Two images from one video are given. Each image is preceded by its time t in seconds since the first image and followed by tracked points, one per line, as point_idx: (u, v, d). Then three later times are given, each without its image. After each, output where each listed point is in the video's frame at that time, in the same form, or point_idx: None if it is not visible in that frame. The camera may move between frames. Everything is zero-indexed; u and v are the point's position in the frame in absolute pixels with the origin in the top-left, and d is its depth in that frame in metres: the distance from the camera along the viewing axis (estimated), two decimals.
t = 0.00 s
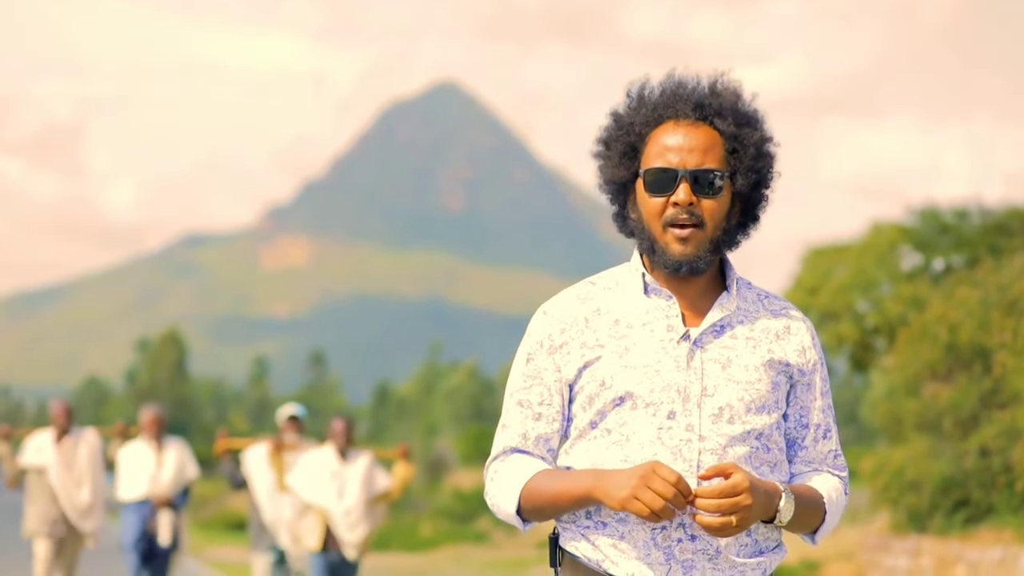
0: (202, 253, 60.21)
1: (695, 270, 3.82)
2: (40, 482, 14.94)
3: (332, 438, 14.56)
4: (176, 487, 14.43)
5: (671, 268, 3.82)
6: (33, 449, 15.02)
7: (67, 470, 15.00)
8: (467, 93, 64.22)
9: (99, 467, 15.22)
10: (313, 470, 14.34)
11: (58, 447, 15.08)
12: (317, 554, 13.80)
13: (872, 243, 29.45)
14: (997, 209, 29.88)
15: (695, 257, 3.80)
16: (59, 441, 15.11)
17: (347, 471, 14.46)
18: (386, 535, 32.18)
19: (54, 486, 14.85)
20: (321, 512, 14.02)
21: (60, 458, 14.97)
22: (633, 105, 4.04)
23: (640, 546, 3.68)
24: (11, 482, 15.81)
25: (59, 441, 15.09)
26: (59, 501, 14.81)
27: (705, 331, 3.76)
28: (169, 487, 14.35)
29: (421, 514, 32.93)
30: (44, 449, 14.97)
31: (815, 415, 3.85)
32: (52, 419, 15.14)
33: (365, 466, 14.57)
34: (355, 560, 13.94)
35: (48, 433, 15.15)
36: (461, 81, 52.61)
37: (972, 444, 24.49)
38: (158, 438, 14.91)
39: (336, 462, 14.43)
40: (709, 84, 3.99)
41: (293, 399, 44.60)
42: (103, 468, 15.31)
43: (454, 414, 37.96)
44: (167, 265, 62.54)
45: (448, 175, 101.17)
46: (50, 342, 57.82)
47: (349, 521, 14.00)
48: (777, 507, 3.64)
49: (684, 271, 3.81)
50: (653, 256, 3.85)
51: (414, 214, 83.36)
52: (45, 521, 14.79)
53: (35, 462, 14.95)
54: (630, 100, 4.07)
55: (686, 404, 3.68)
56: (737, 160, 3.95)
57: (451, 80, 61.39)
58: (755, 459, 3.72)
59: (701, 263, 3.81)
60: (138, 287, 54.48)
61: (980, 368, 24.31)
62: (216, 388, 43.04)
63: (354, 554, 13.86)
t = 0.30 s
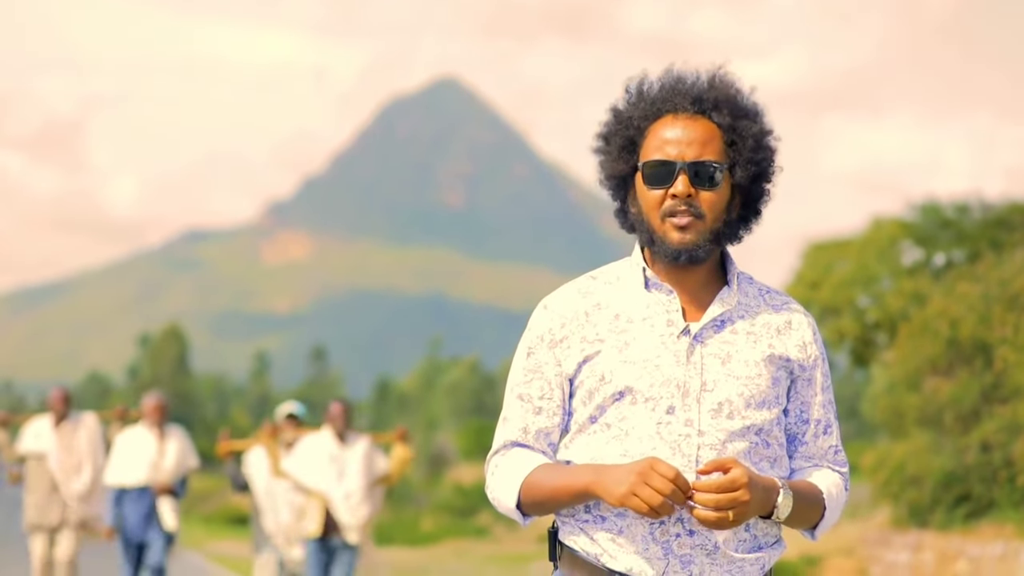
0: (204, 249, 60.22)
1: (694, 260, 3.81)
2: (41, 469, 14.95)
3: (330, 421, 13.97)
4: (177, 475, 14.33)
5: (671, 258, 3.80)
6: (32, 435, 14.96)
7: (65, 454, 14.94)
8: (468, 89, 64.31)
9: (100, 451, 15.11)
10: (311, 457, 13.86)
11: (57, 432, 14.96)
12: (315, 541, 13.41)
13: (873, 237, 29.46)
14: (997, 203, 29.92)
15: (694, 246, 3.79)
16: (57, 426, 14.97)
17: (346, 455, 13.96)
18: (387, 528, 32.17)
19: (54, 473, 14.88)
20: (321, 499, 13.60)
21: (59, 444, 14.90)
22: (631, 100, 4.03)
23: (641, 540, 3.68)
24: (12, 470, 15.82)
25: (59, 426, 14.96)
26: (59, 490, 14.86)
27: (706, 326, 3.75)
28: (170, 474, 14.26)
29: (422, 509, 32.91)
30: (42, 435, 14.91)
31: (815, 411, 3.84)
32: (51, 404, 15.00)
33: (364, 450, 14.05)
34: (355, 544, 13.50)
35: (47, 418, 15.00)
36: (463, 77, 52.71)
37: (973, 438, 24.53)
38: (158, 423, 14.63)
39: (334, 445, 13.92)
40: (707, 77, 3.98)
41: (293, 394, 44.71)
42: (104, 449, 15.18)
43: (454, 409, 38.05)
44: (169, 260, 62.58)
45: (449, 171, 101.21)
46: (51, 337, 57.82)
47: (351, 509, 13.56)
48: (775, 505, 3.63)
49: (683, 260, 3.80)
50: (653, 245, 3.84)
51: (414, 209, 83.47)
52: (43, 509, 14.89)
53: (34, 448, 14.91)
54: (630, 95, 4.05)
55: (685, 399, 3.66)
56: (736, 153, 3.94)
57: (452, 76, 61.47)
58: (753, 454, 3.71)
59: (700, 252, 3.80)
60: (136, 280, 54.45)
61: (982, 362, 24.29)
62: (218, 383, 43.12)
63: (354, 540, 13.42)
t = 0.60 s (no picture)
0: (207, 245, 60.39)
1: (683, 257, 3.86)
2: (41, 475, 14.59)
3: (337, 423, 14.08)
4: (184, 477, 14.05)
5: (660, 255, 3.86)
6: (34, 440, 14.58)
7: (69, 462, 14.60)
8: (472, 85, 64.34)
9: (103, 460, 14.78)
10: (315, 457, 13.94)
11: (60, 440, 14.61)
12: (317, 548, 13.39)
13: (874, 233, 29.50)
14: (999, 199, 29.99)
15: (679, 245, 3.85)
16: (61, 433, 14.63)
17: (351, 461, 14.10)
18: (393, 524, 32.32)
19: (55, 480, 14.49)
20: (325, 502, 13.63)
21: (61, 450, 14.55)
22: (642, 96, 4.11)
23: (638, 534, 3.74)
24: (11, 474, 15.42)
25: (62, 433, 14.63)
26: (60, 497, 14.47)
27: (706, 323, 3.82)
28: (177, 476, 13.97)
29: (427, 506, 33.02)
30: (45, 440, 14.54)
31: (815, 411, 3.91)
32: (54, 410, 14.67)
33: (369, 458, 14.20)
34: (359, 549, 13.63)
35: (49, 424, 14.67)
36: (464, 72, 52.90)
37: (976, 434, 24.41)
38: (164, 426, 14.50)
39: (340, 448, 14.06)
40: (712, 73, 4.09)
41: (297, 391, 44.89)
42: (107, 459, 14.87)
43: (458, 405, 38.23)
44: (172, 256, 62.77)
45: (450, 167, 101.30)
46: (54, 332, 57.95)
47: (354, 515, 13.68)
48: (773, 501, 3.70)
49: (666, 257, 3.86)
50: (648, 241, 3.91)
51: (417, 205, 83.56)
52: (40, 519, 14.43)
53: (36, 454, 14.54)
54: (640, 91, 4.13)
55: (684, 394, 3.73)
56: (733, 149, 4.00)
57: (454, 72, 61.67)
58: (752, 451, 3.78)
59: (687, 252, 3.85)
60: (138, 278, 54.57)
61: (984, 358, 24.38)
62: (222, 379, 43.30)
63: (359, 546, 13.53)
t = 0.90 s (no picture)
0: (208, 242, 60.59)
1: (683, 260, 3.88)
2: (38, 460, 13.22)
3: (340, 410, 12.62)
4: (190, 472, 13.12)
5: (661, 258, 3.88)
6: (30, 423, 13.24)
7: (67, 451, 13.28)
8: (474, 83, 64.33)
9: (103, 452, 13.49)
10: (315, 447, 12.39)
11: (59, 425, 13.31)
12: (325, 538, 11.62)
13: (877, 230, 29.52)
14: (1002, 196, 30.02)
15: (682, 248, 3.86)
16: (60, 418, 13.34)
17: (354, 447, 12.51)
18: (397, 520, 32.43)
19: (53, 464, 13.14)
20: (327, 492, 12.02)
21: (60, 435, 13.24)
22: (636, 94, 4.13)
23: (637, 531, 3.74)
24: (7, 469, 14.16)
25: (60, 418, 13.34)
26: (58, 480, 13.07)
27: (706, 319, 3.82)
28: (182, 471, 13.03)
29: (430, 503, 33.13)
30: (42, 424, 13.22)
31: (812, 409, 3.92)
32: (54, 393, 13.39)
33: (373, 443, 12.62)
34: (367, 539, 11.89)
35: (47, 408, 13.38)
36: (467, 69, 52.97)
37: (978, 430, 24.42)
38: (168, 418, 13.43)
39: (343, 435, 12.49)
40: (707, 69, 4.09)
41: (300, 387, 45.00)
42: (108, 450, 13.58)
43: (461, 403, 38.37)
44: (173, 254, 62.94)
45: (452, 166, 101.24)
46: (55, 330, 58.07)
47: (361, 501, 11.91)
48: (772, 499, 3.71)
49: (671, 261, 3.87)
50: (649, 242, 3.92)
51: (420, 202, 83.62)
52: (40, 500, 13.01)
53: (33, 438, 13.20)
54: (632, 88, 4.15)
55: (683, 391, 3.74)
56: (729, 150, 4.02)
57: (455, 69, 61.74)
58: (749, 449, 3.79)
59: (689, 254, 3.87)
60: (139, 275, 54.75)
61: (986, 354, 24.32)
62: (225, 377, 43.44)
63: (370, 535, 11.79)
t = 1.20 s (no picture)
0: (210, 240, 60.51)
1: (683, 263, 3.87)
2: (31, 468, 13.28)
3: (331, 415, 12.55)
4: (192, 470, 13.13)
5: (662, 260, 3.87)
6: (21, 433, 13.34)
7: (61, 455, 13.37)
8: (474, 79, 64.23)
9: (97, 451, 13.59)
10: (307, 454, 12.50)
11: (50, 430, 13.40)
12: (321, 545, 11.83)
13: (878, 228, 29.47)
14: (1003, 195, 29.98)
15: (682, 249, 3.86)
16: (52, 422, 13.42)
17: (348, 452, 12.58)
18: (398, 520, 32.32)
19: (46, 472, 13.22)
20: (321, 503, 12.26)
21: (52, 440, 13.31)
22: (628, 91, 4.12)
23: (635, 530, 3.73)
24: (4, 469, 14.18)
25: (51, 423, 13.43)
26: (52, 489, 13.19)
27: (705, 318, 3.82)
28: (184, 469, 13.06)
29: (430, 502, 33.07)
30: (33, 432, 13.31)
31: (813, 404, 3.92)
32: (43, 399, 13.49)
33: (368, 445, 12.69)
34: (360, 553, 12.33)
35: (38, 414, 13.47)
36: (470, 68, 52.89)
37: (979, 429, 24.41)
38: (166, 415, 13.43)
39: (335, 442, 12.53)
40: (697, 65, 4.09)
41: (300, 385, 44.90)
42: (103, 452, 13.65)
43: (462, 402, 38.32)
44: (174, 252, 62.91)
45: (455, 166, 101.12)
46: (54, 328, 57.96)
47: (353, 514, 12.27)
48: (773, 498, 3.71)
49: (672, 262, 3.86)
50: (647, 243, 3.92)
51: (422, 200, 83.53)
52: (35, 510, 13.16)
53: (24, 445, 13.27)
54: (623, 88, 4.14)
55: (682, 389, 3.75)
56: (723, 144, 4.01)
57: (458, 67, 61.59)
58: (751, 446, 3.79)
59: (689, 256, 3.86)
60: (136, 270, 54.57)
61: (987, 353, 24.25)
62: (224, 375, 43.37)
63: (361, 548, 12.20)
